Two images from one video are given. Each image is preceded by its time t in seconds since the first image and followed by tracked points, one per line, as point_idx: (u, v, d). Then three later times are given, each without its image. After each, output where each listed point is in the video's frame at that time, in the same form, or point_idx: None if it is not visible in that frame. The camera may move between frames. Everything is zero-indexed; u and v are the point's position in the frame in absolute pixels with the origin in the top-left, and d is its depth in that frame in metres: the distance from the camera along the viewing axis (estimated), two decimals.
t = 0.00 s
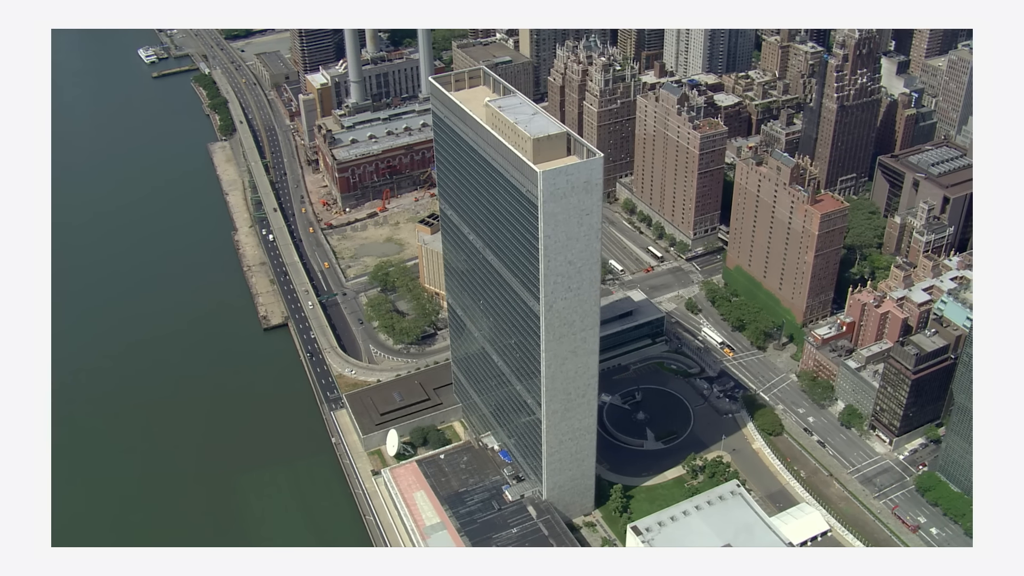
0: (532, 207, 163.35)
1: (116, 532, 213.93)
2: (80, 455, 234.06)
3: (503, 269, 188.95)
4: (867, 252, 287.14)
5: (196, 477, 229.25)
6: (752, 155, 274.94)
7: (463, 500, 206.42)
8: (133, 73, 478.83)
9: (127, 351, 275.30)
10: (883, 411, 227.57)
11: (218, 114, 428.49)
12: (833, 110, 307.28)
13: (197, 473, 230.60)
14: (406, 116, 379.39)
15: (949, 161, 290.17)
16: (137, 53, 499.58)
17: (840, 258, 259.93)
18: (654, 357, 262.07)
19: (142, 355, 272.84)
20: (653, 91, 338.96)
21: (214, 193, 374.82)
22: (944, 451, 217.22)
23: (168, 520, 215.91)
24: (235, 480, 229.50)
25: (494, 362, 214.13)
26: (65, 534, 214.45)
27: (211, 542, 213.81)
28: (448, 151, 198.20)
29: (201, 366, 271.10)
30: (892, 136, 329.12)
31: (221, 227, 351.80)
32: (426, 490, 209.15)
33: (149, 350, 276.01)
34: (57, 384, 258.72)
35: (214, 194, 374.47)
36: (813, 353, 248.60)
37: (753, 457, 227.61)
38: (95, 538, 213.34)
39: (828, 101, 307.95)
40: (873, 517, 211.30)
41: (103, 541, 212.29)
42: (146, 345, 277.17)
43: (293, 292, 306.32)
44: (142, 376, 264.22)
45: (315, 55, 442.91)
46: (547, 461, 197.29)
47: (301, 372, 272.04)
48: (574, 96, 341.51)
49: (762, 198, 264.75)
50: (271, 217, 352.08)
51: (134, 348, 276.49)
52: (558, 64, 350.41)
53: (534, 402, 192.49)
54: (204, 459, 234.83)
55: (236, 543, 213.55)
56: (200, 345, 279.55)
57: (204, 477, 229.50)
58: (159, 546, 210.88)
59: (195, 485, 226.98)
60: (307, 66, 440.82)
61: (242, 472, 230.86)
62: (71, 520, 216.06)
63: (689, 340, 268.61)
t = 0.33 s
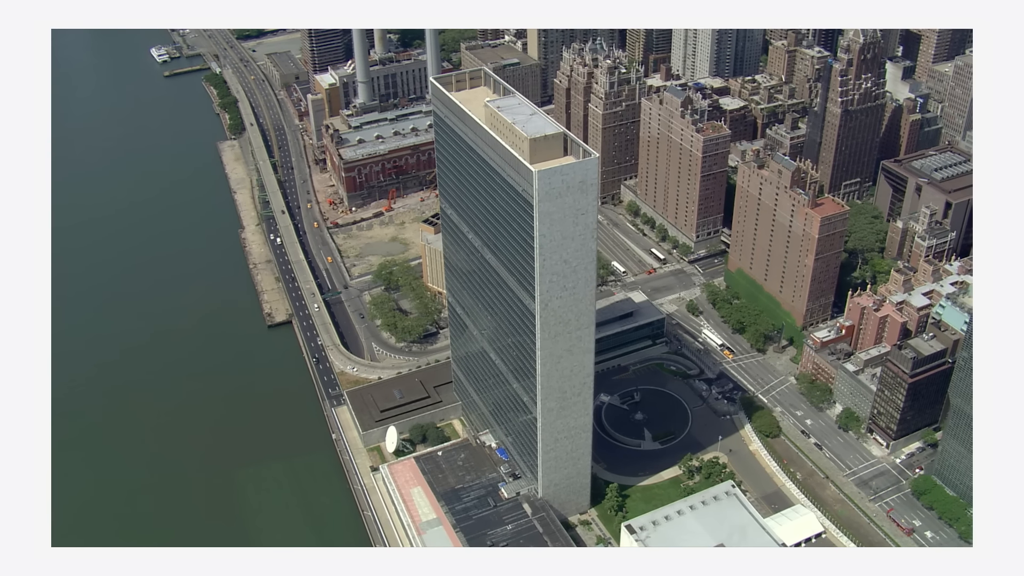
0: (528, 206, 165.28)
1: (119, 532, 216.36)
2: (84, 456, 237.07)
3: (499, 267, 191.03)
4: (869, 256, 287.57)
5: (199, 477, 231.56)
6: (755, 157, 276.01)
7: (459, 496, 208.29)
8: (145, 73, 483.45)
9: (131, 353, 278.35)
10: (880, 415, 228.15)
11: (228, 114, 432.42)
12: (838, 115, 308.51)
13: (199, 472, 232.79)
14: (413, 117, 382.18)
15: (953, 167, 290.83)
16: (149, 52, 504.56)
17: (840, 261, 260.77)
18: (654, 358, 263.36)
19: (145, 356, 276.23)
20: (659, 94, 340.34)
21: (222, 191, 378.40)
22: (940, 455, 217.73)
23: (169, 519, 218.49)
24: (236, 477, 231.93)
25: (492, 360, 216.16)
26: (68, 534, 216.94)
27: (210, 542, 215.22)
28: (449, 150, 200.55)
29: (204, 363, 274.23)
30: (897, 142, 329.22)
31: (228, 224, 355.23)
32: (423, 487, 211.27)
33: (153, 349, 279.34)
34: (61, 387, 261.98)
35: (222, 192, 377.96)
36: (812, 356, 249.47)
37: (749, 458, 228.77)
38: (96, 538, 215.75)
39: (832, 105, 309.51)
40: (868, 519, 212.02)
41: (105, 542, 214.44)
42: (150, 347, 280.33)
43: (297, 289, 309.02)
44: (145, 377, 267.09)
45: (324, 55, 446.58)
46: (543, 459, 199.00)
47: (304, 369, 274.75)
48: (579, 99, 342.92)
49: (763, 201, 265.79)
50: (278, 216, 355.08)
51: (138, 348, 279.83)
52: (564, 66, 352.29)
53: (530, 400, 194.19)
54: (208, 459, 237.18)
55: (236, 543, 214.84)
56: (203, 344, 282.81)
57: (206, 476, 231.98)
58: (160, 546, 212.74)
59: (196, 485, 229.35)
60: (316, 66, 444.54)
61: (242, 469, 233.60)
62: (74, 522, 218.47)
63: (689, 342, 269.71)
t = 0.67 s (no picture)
0: (523, 204, 167.08)
1: (120, 531, 217.52)
2: (85, 452, 239.95)
3: (498, 266, 192.88)
4: (870, 260, 288.35)
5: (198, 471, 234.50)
6: (757, 159, 277.02)
7: (455, 492, 210.21)
8: (157, 71, 488.30)
9: (136, 349, 281.45)
10: (877, 417, 228.95)
11: (237, 112, 436.32)
12: (841, 119, 308.95)
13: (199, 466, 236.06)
14: (419, 117, 384.59)
15: (955, 171, 291.07)
16: (161, 51, 509.83)
17: (840, 263, 261.62)
18: (653, 358, 264.74)
19: (150, 352, 279.86)
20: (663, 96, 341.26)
21: (230, 188, 382.21)
22: (936, 458, 218.31)
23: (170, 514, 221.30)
24: (236, 471, 234.75)
25: (490, 357, 218.23)
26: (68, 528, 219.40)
27: (210, 536, 217.37)
28: (448, 149, 202.62)
29: (209, 359, 277.56)
30: (901, 146, 329.19)
31: (235, 222, 358.65)
32: (420, 482, 213.33)
33: (158, 346, 282.87)
34: (66, 384, 264.82)
35: (230, 190, 381.74)
36: (811, 358, 250.46)
37: (745, 458, 229.87)
38: (97, 531, 218.13)
39: (836, 109, 309.95)
40: (863, 520, 212.75)
41: (106, 537, 216.68)
42: (155, 344, 283.38)
43: (302, 286, 311.79)
44: (149, 375, 269.30)
45: (333, 56, 450.57)
46: (538, 456, 200.66)
47: (307, 365, 277.72)
48: (584, 100, 344.76)
49: (764, 203, 266.93)
50: (284, 213, 358.10)
51: (144, 344, 283.64)
52: (570, 68, 354.07)
53: (526, 398, 195.98)
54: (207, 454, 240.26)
55: (236, 538, 216.92)
56: (209, 341, 286.24)
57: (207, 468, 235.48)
58: (161, 539, 215.57)
59: (197, 480, 231.82)
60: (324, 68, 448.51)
61: (243, 462, 236.87)
62: (75, 519, 220.17)
63: (689, 343, 270.85)
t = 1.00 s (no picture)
0: (518, 202, 168.91)
1: (123, 524, 220.54)
2: (88, 448, 243.16)
3: (494, 263, 194.83)
4: (870, 262, 289.22)
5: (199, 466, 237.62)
6: (757, 160, 278.26)
7: (451, 487, 212.27)
8: (167, 70, 492.56)
9: (141, 346, 284.97)
10: (873, 418, 229.76)
11: (245, 111, 439.63)
12: (843, 121, 309.66)
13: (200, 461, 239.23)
14: (425, 116, 387.23)
15: (957, 174, 292.03)
16: (171, 50, 514.13)
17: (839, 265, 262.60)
18: (652, 357, 266.19)
19: (155, 349, 283.25)
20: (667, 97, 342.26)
21: (236, 186, 385.57)
22: (930, 459, 218.99)
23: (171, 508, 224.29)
24: (236, 466, 237.70)
25: (486, 354, 220.16)
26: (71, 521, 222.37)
27: (210, 529, 220.10)
28: (447, 147, 204.62)
29: (212, 357, 280.73)
30: (903, 149, 329.66)
31: (240, 219, 361.61)
32: (417, 477, 215.32)
33: (163, 343, 286.28)
34: (73, 381, 268.68)
35: (236, 187, 384.98)
36: (808, 359, 251.51)
37: (741, 458, 230.95)
38: (99, 523, 221.06)
39: (838, 111, 310.77)
40: (856, 521, 213.67)
41: (109, 529, 219.72)
42: (160, 341, 286.83)
43: (305, 283, 314.32)
44: (152, 372, 272.62)
45: (340, 55, 454.11)
46: (533, 452, 202.52)
47: (309, 361, 280.36)
48: (588, 101, 346.28)
49: (764, 204, 267.96)
50: (289, 211, 360.79)
51: (149, 341, 287.19)
52: (574, 69, 356.01)
53: (521, 394, 197.66)
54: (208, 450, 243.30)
55: (235, 531, 219.59)
56: (212, 338, 289.34)
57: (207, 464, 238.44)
58: (162, 532, 218.46)
59: (198, 475, 234.90)
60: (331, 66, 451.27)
61: (243, 457, 240.06)
62: (79, 513, 223.32)
63: (688, 343, 272.18)
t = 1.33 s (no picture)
0: (513, 199, 170.80)
1: (124, 517, 224.05)
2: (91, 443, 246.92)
3: (491, 261, 196.64)
4: (869, 264, 290.12)
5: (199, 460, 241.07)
6: (757, 162, 279.51)
7: (447, 483, 214.50)
8: (176, 70, 496.90)
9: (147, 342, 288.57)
10: (868, 419, 230.73)
11: (252, 109, 443.13)
12: (845, 124, 310.59)
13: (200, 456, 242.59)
14: (430, 116, 389.68)
15: (957, 178, 292.96)
16: (181, 49, 518.51)
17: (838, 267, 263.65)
18: (650, 357, 267.78)
19: (159, 346, 286.88)
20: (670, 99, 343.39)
21: (242, 184, 388.89)
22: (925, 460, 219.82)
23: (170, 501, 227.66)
24: (236, 461, 241.02)
25: (484, 351, 221.90)
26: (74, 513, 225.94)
27: (210, 521, 223.28)
28: (446, 145, 206.77)
29: (215, 354, 284.16)
30: (906, 152, 330.27)
31: (245, 217, 364.81)
32: (413, 473, 217.50)
33: (167, 339, 289.99)
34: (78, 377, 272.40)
35: (243, 185, 388.29)
36: (806, 360, 252.67)
37: (736, 458, 232.33)
38: (101, 516, 224.46)
39: (840, 114, 311.76)
40: (850, 521, 214.62)
41: (110, 521, 223.16)
42: (165, 338, 290.49)
43: (308, 281, 317.01)
44: (156, 369, 276.19)
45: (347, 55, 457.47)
46: (528, 449, 204.54)
47: (311, 358, 283.18)
48: (591, 102, 347.77)
49: (764, 206, 269.17)
50: (294, 209, 363.68)
51: (154, 337, 290.75)
52: (578, 71, 357.65)
53: (516, 391, 199.36)
54: (208, 445, 246.67)
55: (234, 523, 222.79)
56: (216, 335, 292.78)
57: (207, 459, 241.76)
58: (162, 525, 221.79)
59: (198, 469, 238.15)
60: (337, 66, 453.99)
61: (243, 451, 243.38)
62: (82, 504, 227.03)
63: (687, 343, 273.66)
